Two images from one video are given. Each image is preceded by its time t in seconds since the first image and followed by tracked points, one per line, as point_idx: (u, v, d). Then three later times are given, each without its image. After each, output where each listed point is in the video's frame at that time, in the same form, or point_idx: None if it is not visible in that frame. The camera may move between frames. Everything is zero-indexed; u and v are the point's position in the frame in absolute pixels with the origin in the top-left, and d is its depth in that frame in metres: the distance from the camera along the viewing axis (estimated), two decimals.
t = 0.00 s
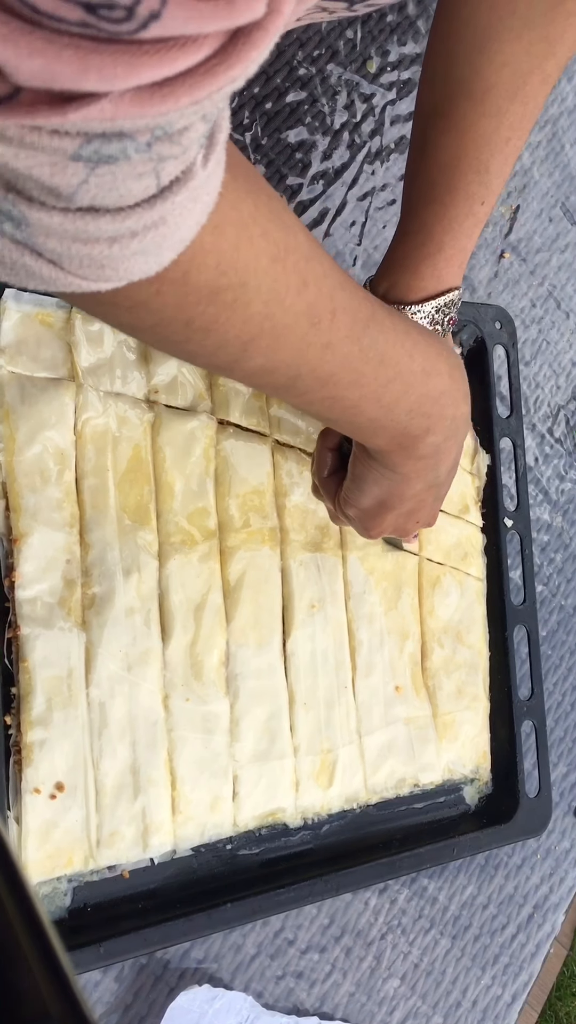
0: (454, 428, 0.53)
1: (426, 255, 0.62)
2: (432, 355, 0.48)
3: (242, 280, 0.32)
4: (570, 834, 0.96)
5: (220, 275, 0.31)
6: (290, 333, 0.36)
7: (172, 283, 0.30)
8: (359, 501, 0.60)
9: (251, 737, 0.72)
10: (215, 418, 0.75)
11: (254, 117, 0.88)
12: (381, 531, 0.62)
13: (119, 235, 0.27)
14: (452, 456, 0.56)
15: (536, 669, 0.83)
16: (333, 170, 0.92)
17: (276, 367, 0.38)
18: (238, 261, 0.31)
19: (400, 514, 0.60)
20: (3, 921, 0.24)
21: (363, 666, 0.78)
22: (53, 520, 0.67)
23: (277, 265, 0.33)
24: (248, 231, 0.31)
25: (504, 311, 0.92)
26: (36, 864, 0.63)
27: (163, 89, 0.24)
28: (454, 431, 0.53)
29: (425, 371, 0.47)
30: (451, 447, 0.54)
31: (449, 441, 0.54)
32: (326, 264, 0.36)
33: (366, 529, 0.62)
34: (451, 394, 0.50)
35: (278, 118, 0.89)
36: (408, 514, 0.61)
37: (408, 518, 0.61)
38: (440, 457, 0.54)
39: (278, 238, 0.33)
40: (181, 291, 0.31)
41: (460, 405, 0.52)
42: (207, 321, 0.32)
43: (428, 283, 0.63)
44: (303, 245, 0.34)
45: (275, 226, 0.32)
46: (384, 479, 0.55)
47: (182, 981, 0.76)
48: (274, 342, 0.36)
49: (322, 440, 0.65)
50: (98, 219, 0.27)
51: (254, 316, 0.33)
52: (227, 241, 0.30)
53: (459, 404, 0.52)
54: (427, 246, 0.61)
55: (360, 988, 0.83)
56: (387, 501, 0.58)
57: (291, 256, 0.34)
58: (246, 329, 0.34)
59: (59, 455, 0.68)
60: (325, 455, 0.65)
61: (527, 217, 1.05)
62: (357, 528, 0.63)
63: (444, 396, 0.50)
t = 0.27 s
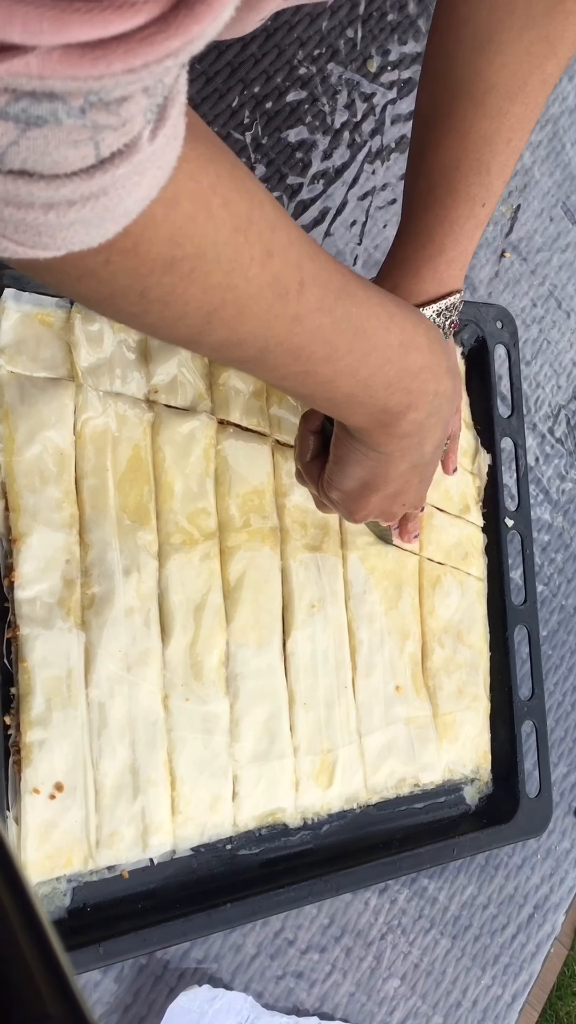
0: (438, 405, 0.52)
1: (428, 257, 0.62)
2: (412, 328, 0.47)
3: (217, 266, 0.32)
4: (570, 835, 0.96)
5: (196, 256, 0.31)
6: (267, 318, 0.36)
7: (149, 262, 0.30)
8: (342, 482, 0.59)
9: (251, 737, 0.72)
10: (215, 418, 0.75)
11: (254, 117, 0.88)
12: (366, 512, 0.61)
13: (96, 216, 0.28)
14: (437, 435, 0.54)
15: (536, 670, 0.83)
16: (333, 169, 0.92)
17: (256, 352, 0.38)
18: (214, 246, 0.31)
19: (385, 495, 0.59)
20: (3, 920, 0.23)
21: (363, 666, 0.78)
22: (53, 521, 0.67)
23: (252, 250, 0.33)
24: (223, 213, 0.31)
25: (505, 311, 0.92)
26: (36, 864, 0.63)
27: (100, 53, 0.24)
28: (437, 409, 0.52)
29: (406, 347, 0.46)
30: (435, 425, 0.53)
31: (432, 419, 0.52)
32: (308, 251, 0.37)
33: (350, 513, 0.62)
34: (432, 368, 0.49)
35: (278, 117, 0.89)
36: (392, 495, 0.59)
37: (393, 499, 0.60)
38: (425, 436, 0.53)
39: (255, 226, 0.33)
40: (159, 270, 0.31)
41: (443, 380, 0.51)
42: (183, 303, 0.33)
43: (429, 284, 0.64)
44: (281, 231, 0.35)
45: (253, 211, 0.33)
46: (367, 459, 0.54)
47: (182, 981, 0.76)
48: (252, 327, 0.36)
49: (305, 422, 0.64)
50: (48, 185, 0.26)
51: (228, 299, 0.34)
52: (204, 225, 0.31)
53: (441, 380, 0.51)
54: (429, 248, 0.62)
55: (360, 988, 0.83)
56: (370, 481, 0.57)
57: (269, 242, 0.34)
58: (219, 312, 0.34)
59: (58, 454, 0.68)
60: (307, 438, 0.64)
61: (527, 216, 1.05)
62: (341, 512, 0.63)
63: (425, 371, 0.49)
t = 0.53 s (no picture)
0: (416, 394, 0.50)
1: (428, 259, 0.62)
2: (383, 313, 0.45)
3: (210, 276, 0.32)
4: (570, 835, 0.96)
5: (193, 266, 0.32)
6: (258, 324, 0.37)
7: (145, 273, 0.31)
8: (319, 473, 0.58)
9: (251, 737, 0.72)
10: (215, 418, 0.75)
11: (254, 117, 0.88)
12: (344, 505, 0.60)
13: (92, 223, 0.28)
14: (414, 426, 0.52)
15: (536, 670, 0.83)
16: (333, 169, 0.92)
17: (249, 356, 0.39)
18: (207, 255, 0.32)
19: (363, 488, 0.58)
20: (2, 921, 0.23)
21: (363, 666, 0.78)
22: (53, 521, 0.67)
23: (243, 260, 0.33)
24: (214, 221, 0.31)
25: (505, 311, 0.92)
26: (36, 864, 0.63)
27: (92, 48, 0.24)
28: (413, 399, 0.50)
29: (374, 335, 0.44)
30: (413, 415, 0.51)
31: (410, 409, 0.50)
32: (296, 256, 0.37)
33: (332, 506, 0.61)
34: (406, 354, 0.47)
35: (278, 117, 0.90)
36: (371, 489, 0.58)
37: (371, 492, 0.59)
38: (402, 426, 0.51)
39: (247, 232, 0.33)
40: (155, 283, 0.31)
41: (419, 368, 0.49)
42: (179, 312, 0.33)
43: (431, 285, 0.64)
44: (271, 237, 0.35)
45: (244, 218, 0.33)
46: (342, 450, 0.53)
47: (182, 981, 0.76)
48: (238, 330, 0.36)
49: (284, 414, 0.64)
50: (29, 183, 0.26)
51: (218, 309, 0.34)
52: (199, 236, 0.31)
53: (417, 368, 0.49)
54: (428, 250, 0.62)
55: (360, 988, 0.83)
56: (346, 472, 0.55)
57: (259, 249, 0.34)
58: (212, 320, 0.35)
59: (58, 455, 0.68)
60: (286, 430, 0.63)
61: (527, 217, 1.05)
62: (323, 505, 0.62)
63: (399, 360, 0.46)
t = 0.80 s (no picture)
0: (405, 394, 0.49)
1: (418, 265, 0.63)
2: (373, 311, 0.44)
3: (210, 282, 0.33)
4: (569, 835, 0.96)
5: (194, 273, 0.32)
6: (255, 333, 0.37)
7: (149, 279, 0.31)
8: (309, 472, 0.57)
9: (250, 737, 0.72)
10: (215, 418, 0.75)
11: (254, 117, 0.88)
12: (333, 504, 0.60)
13: (58, 215, 0.27)
14: (404, 425, 0.52)
15: (535, 669, 0.83)
16: (333, 170, 0.93)
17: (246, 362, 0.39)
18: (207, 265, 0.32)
19: (353, 486, 0.57)
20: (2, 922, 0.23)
21: (362, 666, 0.78)
22: (53, 521, 0.67)
23: (242, 267, 0.34)
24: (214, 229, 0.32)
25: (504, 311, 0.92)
26: (35, 864, 0.63)
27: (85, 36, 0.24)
28: (403, 397, 0.49)
29: (360, 331, 0.43)
30: (402, 415, 0.51)
31: (399, 408, 0.50)
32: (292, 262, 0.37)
33: (323, 505, 0.60)
34: (396, 353, 0.46)
35: (277, 117, 0.90)
36: (361, 487, 0.58)
37: (361, 490, 0.58)
38: (392, 425, 0.51)
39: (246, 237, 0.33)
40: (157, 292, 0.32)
41: (409, 366, 0.48)
42: (181, 318, 0.34)
43: (421, 290, 0.64)
44: (267, 243, 0.35)
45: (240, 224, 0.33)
46: (332, 450, 0.52)
47: (181, 981, 0.76)
48: (220, 326, 0.35)
49: (273, 409, 0.62)
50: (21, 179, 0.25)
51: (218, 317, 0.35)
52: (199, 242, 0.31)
53: (406, 367, 0.48)
54: (419, 256, 0.62)
55: (359, 988, 0.83)
56: (336, 472, 0.55)
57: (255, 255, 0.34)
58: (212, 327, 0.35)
59: (58, 455, 0.68)
60: (276, 427, 0.62)
61: (526, 217, 1.05)
62: (316, 504, 0.61)
63: (388, 359, 0.46)
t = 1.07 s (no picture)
0: (380, 391, 0.48)
1: (416, 268, 0.64)
2: (344, 308, 0.43)
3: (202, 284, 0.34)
4: (570, 835, 0.96)
5: (186, 274, 0.33)
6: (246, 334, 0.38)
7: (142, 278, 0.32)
8: (285, 471, 0.56)
9: (251, 737, 0.72)
10: (216, 418, 0.75)
11: (255, 117, 0.88)
12: (311, 499, 0.58)
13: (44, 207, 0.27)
14: (377, 421, 0.50)
15: (536, 669, 0.83)
16: (334, 170, 0.92)
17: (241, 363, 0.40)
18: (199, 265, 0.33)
19: (331, 484, 0.56)
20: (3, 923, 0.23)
21: (363, 666, 0.78)
22: (53, 521, 0.67)
23: (230, 269, 0.34)
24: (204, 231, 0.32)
25: (505, 311, 0.92)
26: (36, 864, 0.63)
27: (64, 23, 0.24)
28: (378, 395, 0.48)
29: (331, 325, 0.42)
30: (378, 412, 0.50)
31: (374, 406, 0.49)
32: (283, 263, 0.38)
33: (301, 504, 0.60)
34: (369, 350, 0.45)
35: (278, 117, 0.90)
36: (338, 482, 0.56)
37: (338, 489, 0.57)
38: (367, 423, 0.50)
39: (236, 241, 0.34)
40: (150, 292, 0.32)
41: (383, 363, 0.47)
42: (175, 317, 0.35)
43: (420, 294, 0.65)
44: (256, 245, 0.36)
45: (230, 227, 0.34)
46: (308, 447, 0.51)
47: (182, 981, 0.76)
48: (195, 318, 0.35)
49: (251, 407, 0.61)
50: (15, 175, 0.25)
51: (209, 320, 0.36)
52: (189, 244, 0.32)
53: (381, 364, 0.47)
54: (417, 260, 0.63)
55: (360, 988, 0.83)
56: (312, 470, 0.54)
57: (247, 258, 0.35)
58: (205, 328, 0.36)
59: (59, 455, 0.68)
60: (254, 423, 0.61)
61: (527, 217, 1.05)
62: (294, 503, 0.60)
63: (361, 356, 0.45)
